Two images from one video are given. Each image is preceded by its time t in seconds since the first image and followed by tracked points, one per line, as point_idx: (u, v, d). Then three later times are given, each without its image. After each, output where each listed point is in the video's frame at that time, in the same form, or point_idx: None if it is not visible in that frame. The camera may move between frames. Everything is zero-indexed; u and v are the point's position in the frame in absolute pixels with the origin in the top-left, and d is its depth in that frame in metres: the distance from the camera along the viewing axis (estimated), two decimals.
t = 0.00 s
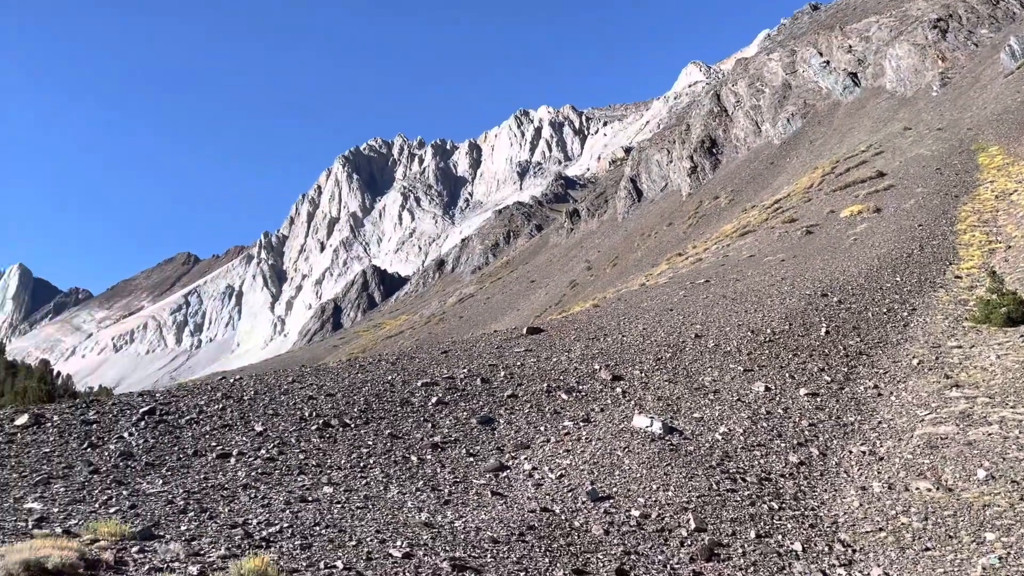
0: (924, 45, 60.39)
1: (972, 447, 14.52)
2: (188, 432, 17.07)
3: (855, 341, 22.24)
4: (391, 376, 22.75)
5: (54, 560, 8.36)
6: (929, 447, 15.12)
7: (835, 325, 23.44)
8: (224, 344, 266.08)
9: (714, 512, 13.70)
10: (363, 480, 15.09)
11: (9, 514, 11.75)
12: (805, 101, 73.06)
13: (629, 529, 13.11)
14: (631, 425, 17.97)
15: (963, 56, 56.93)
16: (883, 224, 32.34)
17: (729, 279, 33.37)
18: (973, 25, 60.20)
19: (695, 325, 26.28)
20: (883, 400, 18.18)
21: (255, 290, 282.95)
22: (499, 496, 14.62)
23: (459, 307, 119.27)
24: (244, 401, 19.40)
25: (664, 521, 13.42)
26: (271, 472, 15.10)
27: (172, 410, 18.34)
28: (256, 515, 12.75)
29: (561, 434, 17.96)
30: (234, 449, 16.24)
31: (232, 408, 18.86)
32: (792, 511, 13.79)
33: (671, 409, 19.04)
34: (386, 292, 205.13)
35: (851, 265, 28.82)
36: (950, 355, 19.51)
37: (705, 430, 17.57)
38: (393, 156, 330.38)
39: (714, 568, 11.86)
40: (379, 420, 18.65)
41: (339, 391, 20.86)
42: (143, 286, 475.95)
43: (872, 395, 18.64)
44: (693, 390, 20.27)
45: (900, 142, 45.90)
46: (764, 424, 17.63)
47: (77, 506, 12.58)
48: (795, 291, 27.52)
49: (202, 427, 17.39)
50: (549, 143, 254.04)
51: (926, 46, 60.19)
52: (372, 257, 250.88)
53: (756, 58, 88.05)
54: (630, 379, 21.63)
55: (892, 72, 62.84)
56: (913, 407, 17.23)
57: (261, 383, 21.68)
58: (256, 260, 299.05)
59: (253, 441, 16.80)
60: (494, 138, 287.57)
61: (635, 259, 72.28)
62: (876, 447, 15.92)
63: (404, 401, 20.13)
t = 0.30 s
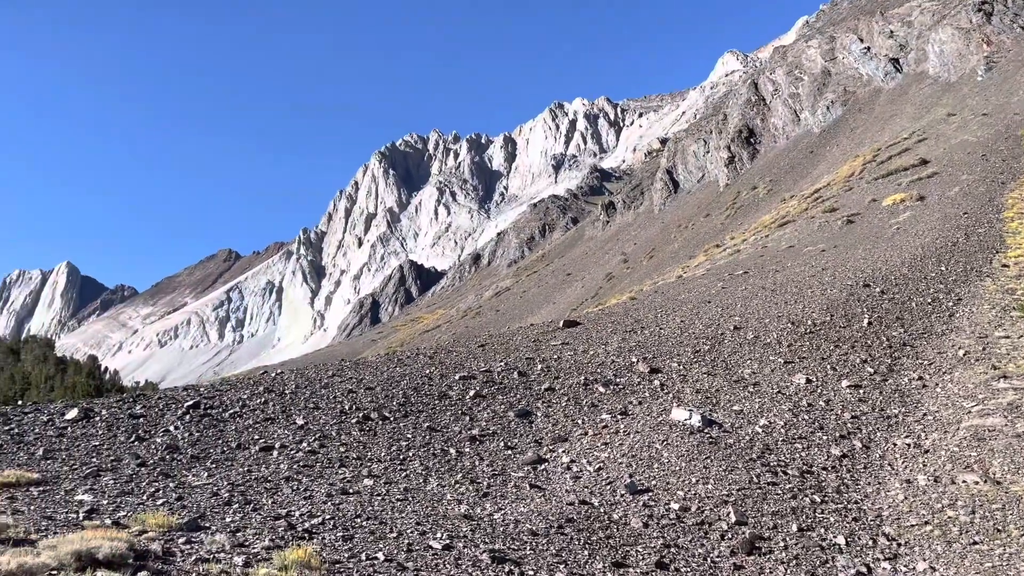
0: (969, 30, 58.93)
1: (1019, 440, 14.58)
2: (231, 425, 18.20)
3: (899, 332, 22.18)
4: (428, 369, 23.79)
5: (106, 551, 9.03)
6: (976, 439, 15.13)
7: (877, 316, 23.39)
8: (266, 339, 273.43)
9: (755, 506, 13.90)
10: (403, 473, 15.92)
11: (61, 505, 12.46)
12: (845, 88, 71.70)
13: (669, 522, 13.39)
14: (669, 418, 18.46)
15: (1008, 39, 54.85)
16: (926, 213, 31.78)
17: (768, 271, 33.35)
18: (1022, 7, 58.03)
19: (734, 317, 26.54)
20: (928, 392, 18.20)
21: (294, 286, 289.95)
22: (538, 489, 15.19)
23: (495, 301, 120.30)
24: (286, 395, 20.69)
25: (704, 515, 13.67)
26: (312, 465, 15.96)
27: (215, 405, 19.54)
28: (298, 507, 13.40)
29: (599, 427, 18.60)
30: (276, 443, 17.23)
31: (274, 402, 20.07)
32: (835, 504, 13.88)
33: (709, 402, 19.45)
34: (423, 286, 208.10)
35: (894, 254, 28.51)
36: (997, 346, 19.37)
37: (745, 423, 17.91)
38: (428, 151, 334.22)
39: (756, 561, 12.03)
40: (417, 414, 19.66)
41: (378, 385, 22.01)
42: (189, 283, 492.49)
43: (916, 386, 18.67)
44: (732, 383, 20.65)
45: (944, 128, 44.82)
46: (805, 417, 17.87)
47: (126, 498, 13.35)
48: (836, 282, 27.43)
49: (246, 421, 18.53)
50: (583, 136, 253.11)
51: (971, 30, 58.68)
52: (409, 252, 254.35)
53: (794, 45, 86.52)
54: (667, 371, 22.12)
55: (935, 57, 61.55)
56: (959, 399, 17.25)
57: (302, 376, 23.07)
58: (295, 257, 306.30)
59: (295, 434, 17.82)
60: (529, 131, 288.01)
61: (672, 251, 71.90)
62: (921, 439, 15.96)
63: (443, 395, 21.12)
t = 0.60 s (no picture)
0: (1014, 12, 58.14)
1: None
2: (272, 419, 19.37)
3: (943, 322, 22.11)
4: (464, 363, 24.79)
5: (151, 543, 9.95)
6: (1023, 430, 15.22)
7: (920, 306, 23.33)
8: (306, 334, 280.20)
9: (796, 499, 14.25)
10: (441, 466, 16.70)
11: (110, 497, 13.47)
12: (885, 74, 70.11)
13: (709, 516, 13.87)
14: (707, 410, 19.00)
15: None
16: (969, 201, 31.26)
17: (807, 261, 33.23)
18: None
19: (772, 309, 26.75)
20: (973, 383, 18.23)
21: (331, 282, 295.75)
22: (576, 483, 15.85)
23: (530, 295, 120.99)
24: (325, 389, 21.97)
25: (744, 508, 14.11)
26: (351, 458, 16.86)
27: (256, 400, 20.81)
28: (339, 499, 14.11)
29: (636, 420, 19.19)
30: (315, 436, 18.22)
31: (313, 396, 21.33)
32: (877, 498, 14.18)
33: (748, 394, 19.85)
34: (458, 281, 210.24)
35: (937, 243, 28.18)
36: None
37: (784, 416, 18.25)
38: (462, 147, 337.26)
39: (797, 554, 12.38)
40: (454, 407, 20.61)
41: (415, 378, 23.17)
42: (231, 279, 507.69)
43: (961, 378, 18.71)
44: (772, 375, 21.02)
45: (989, 114, 43.76)
46: (847, 409, 18.11)
47: (171, 490, 14.21)
48: (877, 272, 27.30)
49: (287, 415, 19.71)
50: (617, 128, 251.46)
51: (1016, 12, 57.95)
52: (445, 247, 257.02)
53: (831, 32, 84.82)
54: (704, 364, 22.58)
55: (978, 42, 61.05)
56: (1003, 390, 17.25)
57: (341, 371, 24.40)
58: (332, 253, 312.37)
59: (335, 428, 18.85)
60: (562, 124, 288.66)
61: (709, 242, 71.34)
62: (966, 432, 16.05)
63: (480, 389, 22.08)
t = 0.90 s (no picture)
0: None
1: None
2: (306, 413, 20.58)
3: (986, 314, 21.90)
4: (497, 358, 25.63)
5: (191, 536, 10.51)
6: None
7: (962, 298, 23.13)
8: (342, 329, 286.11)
9: (834, 495, 14.56)
10: (474, 460, 17.57)
11: (150, 491, 14.68)
12: (924, 62, 68.38)
13: (745, 511, 14.32)
14: (742, 405, 19.39)
15: None
16: (1012, 190, 30.60)
17: (844, 253, 32.96)
18: None
19: (809, 301, 26.83)
20: (1017, 376, 18.14)
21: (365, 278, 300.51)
22: (610, 477, 16.51)
23: (562, 289, 121.46)
24: (359, 383, 23.19)
25: (780, 503, 14.51)
26: (385, 452, 17.86)
27: (291, 394, 22.10)
28: (372, 493, 15.08)
29: (670, 414, 19.70)
30: (349, 431, 19.31)
31: (347, 391, 22.49)
32: (918, 494, 14.36)
33: (784, 389, 20.15)
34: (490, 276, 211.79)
35: (981, 233, 27.72)
36: None
37: (822, 410, 18.50)
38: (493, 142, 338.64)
39: (836, 551, 12.69)
40: (486, 402, 21.50)
41: (447, 373, 24.16)
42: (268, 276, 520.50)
43: (1005, 370, 18.61)
44: (809, 369, 21.24)
45: None
46: (886, 403, 18.24)
47: (209, 484, 15.35)
48: (917, 263, 27.01)
49: (322, 409, 20.90)
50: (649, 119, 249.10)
51: None
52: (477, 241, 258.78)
53: (869, 19, 82.93)
54: (739, 358, 22.91)
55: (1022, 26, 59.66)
56: None
57: (374, 365, 25.56)
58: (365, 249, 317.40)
59: (369, 423, 19.92)
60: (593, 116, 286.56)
61: (744, 235, 70.54)
62: (1010, 426, 16.04)
63: (512, 383, 22.94)
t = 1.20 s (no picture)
0: None
1: None
2: (338, 408, 21.78)
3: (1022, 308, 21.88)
4: (525, 353, 26.49)
5: (225, 528, 11.61)
6: None
7: (998, 291, 23.13)
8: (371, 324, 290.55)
9: (867, 491, 15.00)
10: (503, 454, 18.47)
11: (185, 483, 15.72)
12: (959, 51, 66.93)
13: (776, 507, 14.89)
14: (773, 399, 19.93)
15: None
16: None
17: (877, 246, 32.83)
18: None
19: (842, 295, 27.06)
20: None
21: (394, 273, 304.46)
22: (638, 472, 17.22)
23: (589, 284, 121.65)
24: (389, 377, 24.39)
25: (812, 499, 15.00)
26: (415, 446, 18.93)
27: (321, 389, 23.35)
28: (403, 486, 16.09)
29: (701, 409, 20.32)
30: (380, 425, 20.43)
31: (378, 385, 23.71)
32: (953, 489, 14.65)
33: (815, 383, 20.59)
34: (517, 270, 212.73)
35: (1018, 225, 27.51)
36: None
37: (854, 405, 18.90)
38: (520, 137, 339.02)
39: (868, 547, 13.08)
40: (516, 396, 22.41)
41: (477, 368, 25.15)
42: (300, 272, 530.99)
43: None
44: (840, 363, 21.58)
45: None
46: (920, 398, 18.53)
47: (242, 477, 16.45)
48: (951, 256, 26.94)
49: (353, 403, 22.09)
50: (678, 112, 246.92)
51: None
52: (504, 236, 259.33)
53: (904, 8, 81.34)
54: (769, 352, 23.37)
55: None
56: None
57: (405, 360, 26.71)
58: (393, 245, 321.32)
59: (398, 417, 21.01)
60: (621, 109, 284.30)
61: (775, 228, 69.86)
62: None
63: (542, 377, 23.81)
